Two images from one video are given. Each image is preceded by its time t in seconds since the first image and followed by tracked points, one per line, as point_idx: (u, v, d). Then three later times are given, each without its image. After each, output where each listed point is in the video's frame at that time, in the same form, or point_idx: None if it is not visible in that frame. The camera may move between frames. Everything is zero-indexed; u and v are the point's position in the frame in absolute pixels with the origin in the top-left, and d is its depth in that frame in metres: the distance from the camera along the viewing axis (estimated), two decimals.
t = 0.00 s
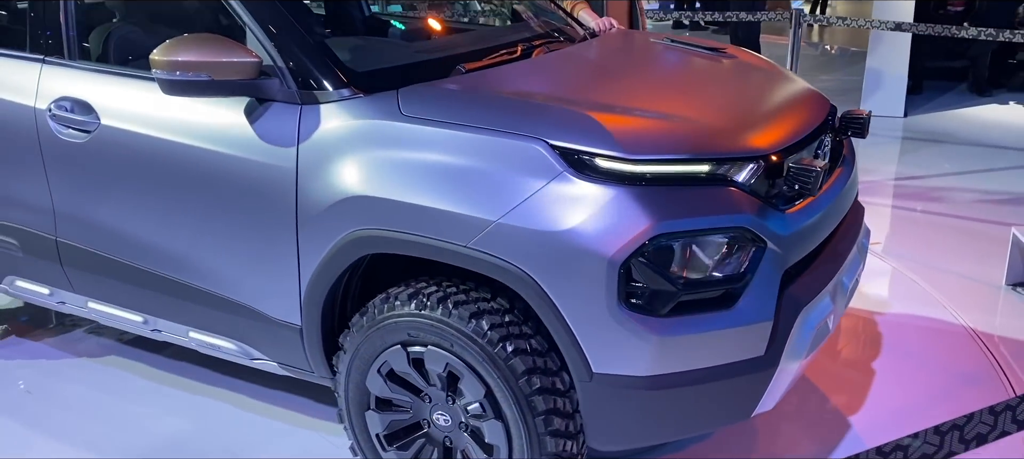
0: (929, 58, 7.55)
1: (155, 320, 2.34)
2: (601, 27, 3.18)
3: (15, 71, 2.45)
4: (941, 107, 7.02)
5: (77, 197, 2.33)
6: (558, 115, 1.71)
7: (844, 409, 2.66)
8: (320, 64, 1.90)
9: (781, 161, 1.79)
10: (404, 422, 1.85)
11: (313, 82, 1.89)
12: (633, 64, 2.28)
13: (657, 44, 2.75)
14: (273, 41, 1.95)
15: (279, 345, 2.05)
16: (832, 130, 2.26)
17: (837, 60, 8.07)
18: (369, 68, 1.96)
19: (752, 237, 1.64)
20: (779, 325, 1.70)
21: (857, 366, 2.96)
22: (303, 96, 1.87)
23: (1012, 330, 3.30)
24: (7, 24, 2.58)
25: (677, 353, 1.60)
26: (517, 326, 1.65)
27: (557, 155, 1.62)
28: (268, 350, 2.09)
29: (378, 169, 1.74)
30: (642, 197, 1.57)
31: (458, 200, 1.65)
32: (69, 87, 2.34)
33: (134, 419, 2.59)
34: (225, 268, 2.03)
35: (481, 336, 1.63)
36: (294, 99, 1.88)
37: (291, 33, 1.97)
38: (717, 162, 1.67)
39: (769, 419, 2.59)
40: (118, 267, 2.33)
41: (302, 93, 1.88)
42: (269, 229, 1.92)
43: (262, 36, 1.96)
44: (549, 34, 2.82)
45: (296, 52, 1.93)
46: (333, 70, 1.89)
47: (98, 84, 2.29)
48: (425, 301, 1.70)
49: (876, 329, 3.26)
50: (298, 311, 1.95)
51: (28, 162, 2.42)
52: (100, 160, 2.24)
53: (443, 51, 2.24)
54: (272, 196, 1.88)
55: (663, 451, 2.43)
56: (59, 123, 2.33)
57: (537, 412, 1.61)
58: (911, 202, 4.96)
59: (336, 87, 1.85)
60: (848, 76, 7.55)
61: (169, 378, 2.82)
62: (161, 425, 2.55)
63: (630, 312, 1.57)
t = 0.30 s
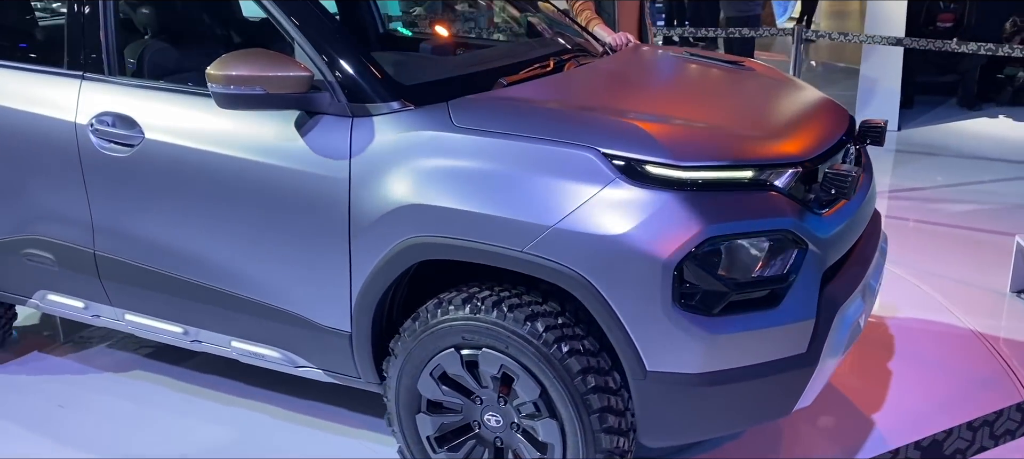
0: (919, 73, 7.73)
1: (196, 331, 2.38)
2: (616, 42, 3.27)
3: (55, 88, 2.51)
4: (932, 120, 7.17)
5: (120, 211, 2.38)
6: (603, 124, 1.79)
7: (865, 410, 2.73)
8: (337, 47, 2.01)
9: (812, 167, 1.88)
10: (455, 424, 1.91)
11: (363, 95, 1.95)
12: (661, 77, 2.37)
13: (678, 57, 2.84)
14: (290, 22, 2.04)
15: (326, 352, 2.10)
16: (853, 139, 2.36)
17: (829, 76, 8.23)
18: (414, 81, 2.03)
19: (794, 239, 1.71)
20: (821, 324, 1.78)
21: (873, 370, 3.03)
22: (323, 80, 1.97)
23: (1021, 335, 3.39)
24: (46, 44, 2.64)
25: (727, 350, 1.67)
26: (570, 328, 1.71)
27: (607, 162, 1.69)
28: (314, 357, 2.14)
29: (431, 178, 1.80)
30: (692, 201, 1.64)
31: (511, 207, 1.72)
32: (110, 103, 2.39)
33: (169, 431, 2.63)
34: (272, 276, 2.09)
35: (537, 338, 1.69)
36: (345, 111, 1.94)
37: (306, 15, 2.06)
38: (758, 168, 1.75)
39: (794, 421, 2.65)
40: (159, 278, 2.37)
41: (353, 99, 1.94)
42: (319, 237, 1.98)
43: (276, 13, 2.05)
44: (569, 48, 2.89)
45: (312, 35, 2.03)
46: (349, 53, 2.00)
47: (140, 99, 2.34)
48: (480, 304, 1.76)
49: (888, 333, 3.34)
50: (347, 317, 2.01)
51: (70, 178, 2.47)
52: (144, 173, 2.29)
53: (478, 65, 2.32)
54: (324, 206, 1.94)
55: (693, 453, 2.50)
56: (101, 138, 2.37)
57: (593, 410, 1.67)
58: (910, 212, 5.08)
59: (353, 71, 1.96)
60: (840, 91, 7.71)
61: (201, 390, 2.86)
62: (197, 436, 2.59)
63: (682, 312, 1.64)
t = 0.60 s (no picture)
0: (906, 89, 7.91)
1: (232, 340, 2.45)
2: (624, 60, 3.39)
3: (93, 105, 2.59)
4: (921, 135, 7.34)
5: (157, 224, 2.45)
6: (635, 135, 1.89)
7: (875, 410, 2.82)
8: (354, 42, 2.11)
9: (829, 175, 1.99)
10: (494, 424, 1.98)
11: (403, 109, 2.04)
12: (678, 93, 2.47)
13: (690, 72, 2.95)
14: (308, 19, 2.14)
15: (366, 357, 2.18)
16: (863, 149, 2.47)
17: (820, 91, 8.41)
18: (451, 96, 2.13)
19: (819, 242, 1.82)
20: (845, 323, 1.88)
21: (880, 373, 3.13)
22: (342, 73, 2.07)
23: (1020, 340, 3.51)
24: (80, 62, 2.73)
25: (760, 348, 1.77)
26: (609, 329, 1.79)
27: (643, 170, 1.79)
28: (353, 363, 2.21)
29: (473, 188, 1.89)
30: (725, 208, 1.74)
31: (551, 214, 1.81)
32: (148, 118, 2.46)
33: (201, 440, 2.69)
34: (314, 284, 2.17)
35: (579, 339, 1.77)
36: (386, 125, 2.03)
37: (322, 12, 2.16)
38: (785, 176, 1.85)
39: (808, 422, 2.74)
40: (196, 289, 2.44)
41: (395, 109, 2.03)
42: (362, 246, 2.06)
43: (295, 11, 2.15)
44: (586, 65, 3.01)
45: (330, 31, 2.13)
46: (365, 47, 2.10)
47: (177, 114, 2.42)
48: (521, 308, 1.84)
49: (892, 338, 3.45)
50: (388, 323, 2.09)
51: (106, 192, 2.55)
52: (183, 187, 2.36)
53: (503, 82, 2.43)
54: (367, 215, 2.03)
55: (712, 454, 2.59)
56: (139, 153, 2.44)
57: (633, 408, 1.76)
58: (905, 223, 5.22)
59: (369, 64, 2.06)
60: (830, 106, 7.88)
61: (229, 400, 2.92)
62: (229, 444, 2.65)
63: (718, 312, 1.73)
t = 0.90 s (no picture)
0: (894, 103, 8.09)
1: (261, 344, 2.52)
2: (629, 72, 3.52)
3: (123, 117, 2.67)
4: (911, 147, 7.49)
5: (188, 231, 2.53)
6: (657, 141, 2.00)
7: (879, 409, 2.92)
8: (367, 40, 2.24)
9: (838, 179, 2.11)
10: (523, 421, 2.06)
11: (434, 118, 2.13)
12: (689, 104, 2.59)
13: (696, 85, 3.08)
14: (322, 16, 2.27)
15: (396, 358, 2.26)
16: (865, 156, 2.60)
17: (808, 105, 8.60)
18: (478, 106, 2.23)
19: (834, 242, 1.93)
20: (858, 319, 1.99)
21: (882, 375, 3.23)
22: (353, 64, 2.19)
23: (1014, 342, 3.62)
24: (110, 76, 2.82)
25: (781, 343, 1.88)
26: (637, 326, 1.88)
27: (668, 175, 1.89)
28: (383, 364, 2.30)
29: (503, 193, 1.98)
30: (748, 210, 1.85)
31: (580, 217, 1.91)
32: (178, 130, 2.54)
33: (228, 443, 2.76)
34: (347, 287, 2.27)
35: (609, 336, 1.86)
36: (418, 134, 2.13)
37: (334, 9, 2.28)
38: (801, 180, 1.96)
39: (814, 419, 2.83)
40: (227, 294, 2.52)
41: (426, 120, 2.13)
42: (396, 250, 2.15)
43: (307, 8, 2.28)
44: (596, 78, 3.12)
45: (342, 28, 2.26)
46: (377, 43, 2.23)
47: (207, 125, 2.50)
48: (552, 307, 1.93)
49: (890, 341, 3.56)
50: (420, 324, 2.18)
51: (137, 202, 2.63)
52: (214, 195, 2.44)
53: (522, 93, 2.54)
54: (400, 220, 2.12)
55: (723, 450, 2.69)
56: (170, 163, 2.52)
57: (661, 401, 1.85)
58: (896, 231, 5.36)
59: (380, 60, 2.19)
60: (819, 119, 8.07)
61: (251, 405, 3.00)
62: (255, 447, 2.73)
63: (742, 309, 1.84)
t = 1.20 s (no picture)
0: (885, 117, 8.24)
1: (286, 351, 2.59)
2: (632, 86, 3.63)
3: (150, 131, 2.75)
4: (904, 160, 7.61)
5: (213, 241, 2.60)
6: (674, 151, 2.10)
7: (879, 410, 3.01)
8: (375, 41, 2.38)
9: (844, 187, 2.23)
10: (547, 421, 2.14)
11: (459, 130, 2.23)
12: (698, 117, 2.71)
13: (699, 99, 3.20)
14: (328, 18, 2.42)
15: (421, 362, 2.35)
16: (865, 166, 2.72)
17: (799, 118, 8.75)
18: (499, 119, 2.33)
19: (842, 247, 2.05)
20: (864, 322, 2.11)
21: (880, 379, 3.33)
22: (361, 61, 2.32)
23: (1007, 348, 3.72)
24: (133, 90, 2.91)
25: (796, 343, 1.99)
26: (658, 328, 1.97)
27: (689, 183, 1.99)
28: (408, 368, 2.38)
29: (528, 202, 2.08)
30: (764, 217, 1.95)
31: (604, 224, 2.00)
32: (205, 142, 2.62)
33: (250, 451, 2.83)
34: (374, 294, 2.35)
35: (632, 338, 1.95)
36: (444, 145, 2.22)
37: (340, 11, 2.43)
38: (811, 189, 2.07)
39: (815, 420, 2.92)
40: (251, 302, 2.59)
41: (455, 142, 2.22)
42: (423, 258, 2.24)
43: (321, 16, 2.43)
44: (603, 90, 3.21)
45: (351, 31, 2.40)
46: (385, 44, 2.36)
47: (233, 137, 2.57)
48: (577, 311, 2.01)
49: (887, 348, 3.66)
50: (445, 329, 2.27)
51: (162, 213, 2.70)
52: (241, 206, 2.51)
53: (538, 106, 2.65)
54: (426, 229, 2.21)
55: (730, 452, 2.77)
56: (197, 175, 2.59)
57: (682, 399, 1.94)
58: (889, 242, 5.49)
59: (387, 58, 2.32)
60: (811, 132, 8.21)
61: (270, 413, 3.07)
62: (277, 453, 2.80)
63: (760, 311, 1.94)
